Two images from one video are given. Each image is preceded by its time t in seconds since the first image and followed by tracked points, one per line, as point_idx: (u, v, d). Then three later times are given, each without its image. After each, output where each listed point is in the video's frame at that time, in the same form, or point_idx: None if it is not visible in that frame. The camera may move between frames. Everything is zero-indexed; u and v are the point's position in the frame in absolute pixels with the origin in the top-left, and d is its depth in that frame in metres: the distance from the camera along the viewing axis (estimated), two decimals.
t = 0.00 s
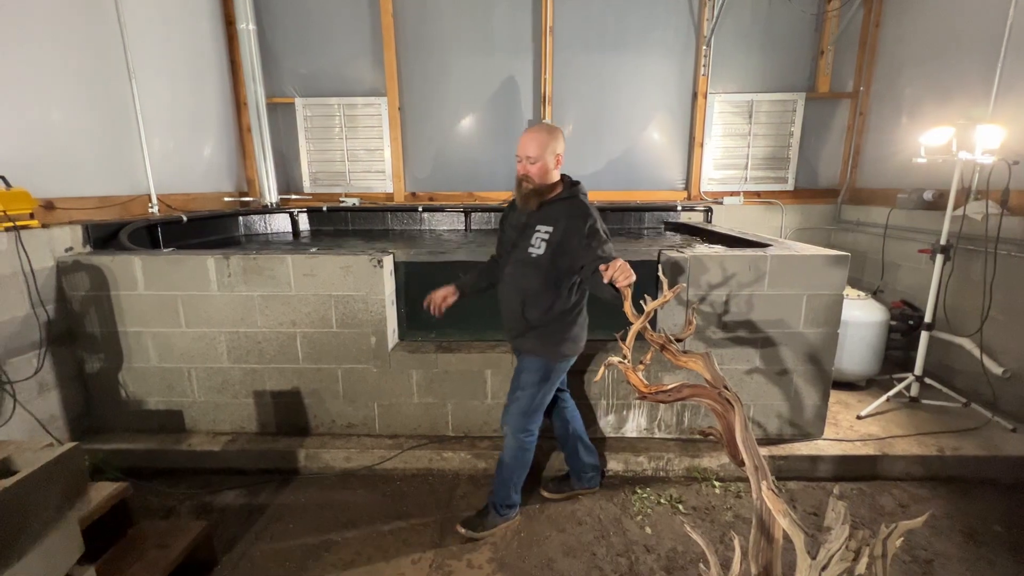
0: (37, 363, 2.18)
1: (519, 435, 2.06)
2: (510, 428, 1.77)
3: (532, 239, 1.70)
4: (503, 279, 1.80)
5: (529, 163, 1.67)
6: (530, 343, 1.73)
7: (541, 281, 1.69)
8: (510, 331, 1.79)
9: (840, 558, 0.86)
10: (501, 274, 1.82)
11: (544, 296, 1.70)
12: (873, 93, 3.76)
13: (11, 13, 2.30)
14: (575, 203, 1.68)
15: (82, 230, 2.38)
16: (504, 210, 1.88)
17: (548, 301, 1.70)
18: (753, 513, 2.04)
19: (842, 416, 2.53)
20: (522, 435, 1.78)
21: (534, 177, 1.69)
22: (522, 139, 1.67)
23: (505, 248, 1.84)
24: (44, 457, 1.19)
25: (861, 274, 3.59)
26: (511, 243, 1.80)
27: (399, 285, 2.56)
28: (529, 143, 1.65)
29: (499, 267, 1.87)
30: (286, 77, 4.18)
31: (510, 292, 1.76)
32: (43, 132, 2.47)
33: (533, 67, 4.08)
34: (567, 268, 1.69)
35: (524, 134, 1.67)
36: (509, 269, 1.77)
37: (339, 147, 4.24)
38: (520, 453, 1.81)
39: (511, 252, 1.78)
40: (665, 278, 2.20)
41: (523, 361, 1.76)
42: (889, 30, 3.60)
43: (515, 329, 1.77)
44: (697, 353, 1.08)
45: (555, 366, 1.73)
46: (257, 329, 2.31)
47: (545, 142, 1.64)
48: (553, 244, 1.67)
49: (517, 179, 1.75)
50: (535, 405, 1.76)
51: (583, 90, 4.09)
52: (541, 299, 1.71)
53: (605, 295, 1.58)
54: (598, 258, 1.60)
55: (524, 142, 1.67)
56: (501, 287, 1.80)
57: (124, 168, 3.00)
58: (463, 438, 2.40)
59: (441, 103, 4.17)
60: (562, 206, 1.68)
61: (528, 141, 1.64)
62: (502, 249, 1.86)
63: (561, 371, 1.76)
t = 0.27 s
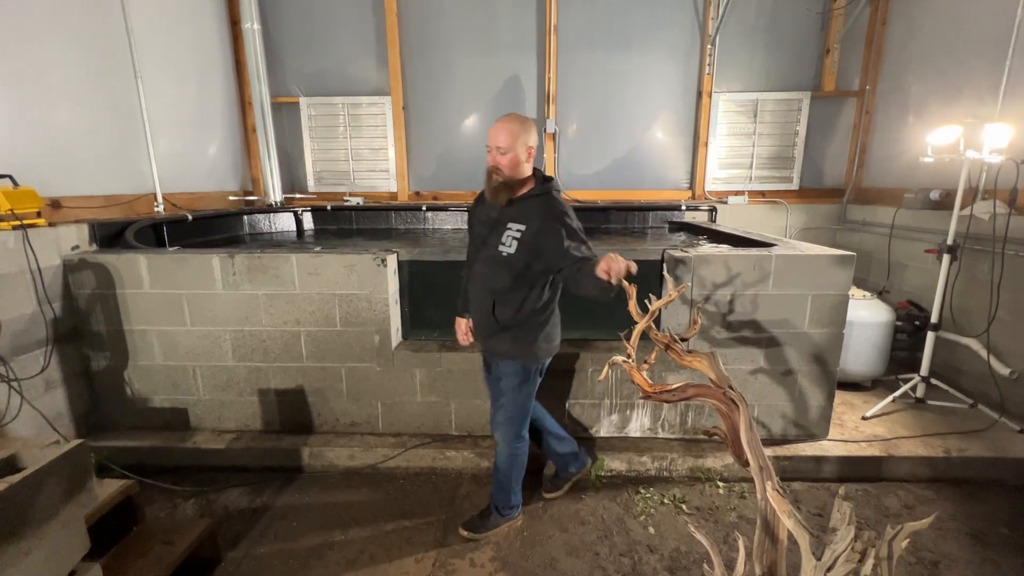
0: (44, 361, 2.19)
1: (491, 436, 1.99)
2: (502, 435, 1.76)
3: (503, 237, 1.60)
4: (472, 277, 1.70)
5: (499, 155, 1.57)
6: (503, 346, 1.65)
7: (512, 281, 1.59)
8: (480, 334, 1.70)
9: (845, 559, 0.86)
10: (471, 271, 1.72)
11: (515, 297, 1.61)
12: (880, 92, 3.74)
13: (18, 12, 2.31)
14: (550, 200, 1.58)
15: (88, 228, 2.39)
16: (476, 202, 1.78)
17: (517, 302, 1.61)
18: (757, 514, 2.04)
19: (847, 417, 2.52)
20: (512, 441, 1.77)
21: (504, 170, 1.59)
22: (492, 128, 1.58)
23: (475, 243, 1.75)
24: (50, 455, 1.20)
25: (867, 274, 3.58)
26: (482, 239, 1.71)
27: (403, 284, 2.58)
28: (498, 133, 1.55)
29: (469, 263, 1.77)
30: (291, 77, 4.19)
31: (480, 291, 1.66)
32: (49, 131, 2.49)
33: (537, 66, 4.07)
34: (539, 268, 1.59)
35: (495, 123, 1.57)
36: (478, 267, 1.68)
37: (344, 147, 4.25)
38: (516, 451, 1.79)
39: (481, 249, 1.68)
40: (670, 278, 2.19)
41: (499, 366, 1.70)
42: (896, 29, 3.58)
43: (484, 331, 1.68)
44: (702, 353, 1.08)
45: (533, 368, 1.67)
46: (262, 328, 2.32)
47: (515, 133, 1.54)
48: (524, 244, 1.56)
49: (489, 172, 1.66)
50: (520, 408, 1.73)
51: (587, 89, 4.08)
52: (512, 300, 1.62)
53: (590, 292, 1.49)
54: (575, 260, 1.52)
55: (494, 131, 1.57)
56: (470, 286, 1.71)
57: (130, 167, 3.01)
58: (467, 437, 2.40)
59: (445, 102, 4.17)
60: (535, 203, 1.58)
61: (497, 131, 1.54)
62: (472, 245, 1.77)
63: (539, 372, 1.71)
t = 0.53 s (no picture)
0: (54, 357, 2.22)
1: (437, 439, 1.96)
2: (497, 440, 1.74)
3: (483, 241, 1.63)
4: (455, 280, 1.73)
5: (475, 155, 1.56)
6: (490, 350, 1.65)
7: (495, 283, 1.63)
8: (465, 337, 1.71)
9: (851, 561, 0.85)
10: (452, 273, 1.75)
11: (496, 299, 1.63)
12: (889, 90, 3.71)
13: (29, 13, 2.34)
14: (525, 202, 1.59)
15: (98, 226, 2.42)
16: (456, 202, 1.79)
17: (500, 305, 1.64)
18: (762, 515, 2.03)
19: (855, 418, 2.50)
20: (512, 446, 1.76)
21: (481, 170, 1.58)
22: (467, 129, 1.57)
23: (455, 245, 1.76)
24: (61, 450, 1.21)
25: (875, 274, 3.55)
26: (460, 241, 1.72)
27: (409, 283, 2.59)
28: (473, 133, 1.54)
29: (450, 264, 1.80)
30: (298, 76, 4.21)
31: (463, 294, 1.69)
32: (60, 131, 2.51)
33: (543, 65, 4.06)
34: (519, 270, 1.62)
35: (469, 123, 1.56)
36: (461, 270, 1.71)
37: (350, 145, 4.26)
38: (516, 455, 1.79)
39: (462, 252, 1.71)
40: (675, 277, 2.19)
41: (488, 371, 1.68)
42: (906, 27, 3.54)
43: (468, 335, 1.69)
44: (708, 353, 1.07)
45: (521, 370, 1.66)
46: (268, 326, 2.33)
47: (490, 132, 1.53)
48: (504, 247, 1.59)
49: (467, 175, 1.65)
50: (513, 411, 1.72)
51: (593, 88, 4.07)
52: (494, 303, 1.64)
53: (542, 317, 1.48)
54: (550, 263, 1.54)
55: (469, 132, 1.56)
56: (453, 288, 1.74)
57: (139, 165, 3.04)
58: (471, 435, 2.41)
59: (451, 101, 4.18)
60: (512, 205, 1.59)
61: (472, 131, 1.53)
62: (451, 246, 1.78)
63: (528, 374, 1.70)
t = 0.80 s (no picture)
0: (69, 353, 2.25)
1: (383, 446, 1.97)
2: (487, 445, 1.77)
3: (454, 242, 1.64)
4: (427, 281, 1.73)
5: (446, 156, 1.58)
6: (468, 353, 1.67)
7: (467, 284, 1.64)
8: (439, 340, 1.71)
9: (863, 563, 0.85)
10: (423, 273, 1.75)
11: (470, 300, 1.65)
12: (903, 88, 3.67)
13: (44, 13, 2.37)
14: (495, 203, 1.60)
15: (112, 224, 2.45)
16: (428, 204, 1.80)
17: (472, 306, 1.65)
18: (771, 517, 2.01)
19: (865, 420, 2.48)
20: (502, 447, 1.77)
21: (451, 171, 1.59)
22: (437, 129, 1.58)
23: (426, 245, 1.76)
24: (78, 444, 1.24)
25: (888, 274, 3.52)
26: (430, 241, 1.72)
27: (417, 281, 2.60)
28: (443, 135, 1.55)
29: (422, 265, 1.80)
30: (308, 75, 4.23)
31: (434, 295, 1.70)
32: (75, 130, 2.54)
33: (552, 64, 4.05)
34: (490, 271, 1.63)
35: (439, 124, 1.58)
36: (431, 271, 1.71)
37: (359, 144, 4.28)
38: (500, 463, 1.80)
39: (432, 252, 1.70)
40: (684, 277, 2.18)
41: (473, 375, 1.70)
42: (921, 24, 3.50)
43: (444, 338, 1.70)
44: (717, 353, 1.07)
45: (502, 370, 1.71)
46: (278, 323, 2.35)
47: (461, 133, 1.54)
48: (475, 248, 1.61)
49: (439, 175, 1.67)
50: (497, 411, 1.74)
51: (602, 87, 4.06)
52: (466, 304, 1.65)
53: (478, 357, 1.57)
54: (517, 266, 1.55)
55: (439, 133, 1.58)
56: (424, 290, 1.74)
57: (152, 164, 3.07)
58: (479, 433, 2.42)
59: (460, 100, 4.18)
60: (483, 206, 1.61)
61: (442, 132, 1.55)
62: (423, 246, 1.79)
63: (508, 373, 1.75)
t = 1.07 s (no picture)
0: (89, 346, 2.30)
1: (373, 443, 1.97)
2: (466, 444, 1.75)
3: (415, 235, 1.61)
4: (388, 274, 1.71)
5: (405, 149, 1.56)
6: (428, 350, 1.66)
7: (428, 278, 1.62)
8: (402, 335, 1.69)
9: (879, 565, 0.86)
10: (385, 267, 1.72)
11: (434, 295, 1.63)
12: (924, 85, 3.61)
13: (65, 13, 2.41)
14: (457, 197, 1.58)
15: (131, 220, 2.49)
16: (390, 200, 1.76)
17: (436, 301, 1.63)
18: (783, 518, 2.00)
19: (881, 422, 2.44)
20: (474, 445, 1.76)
21: (411, 164, 1.58)
22: (395, 123, 1.57)
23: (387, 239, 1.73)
24: (99, 435, 1.26)
25: (905, 274, 3.46)
26: (392, 235, 1.69)
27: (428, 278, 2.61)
28: (402, 129, 1.54)
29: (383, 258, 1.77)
30: (322, 73, 4.26)
31: (395, 290, 1.68)
32: (95, 128, 2.59)
33: (564, 61, 4.04)
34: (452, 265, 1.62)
35: (398, 118, 1.56)
36: (392, 264, 1.68)
37: (372, 142, 4.30)
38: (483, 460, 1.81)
39: (393, 246, 1.68)
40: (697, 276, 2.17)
41: (433, 372, 1.68)
42: (943, 19, 3.43)
43: (407, 333, 1.68)
44: (731, 352, 1.06)
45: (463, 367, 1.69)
46: (292, 319, 2.38)
47: (419, 127, 1.53)
48: (436, 241, 1.58)
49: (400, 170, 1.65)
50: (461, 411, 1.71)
51: (615, 84, 4.04)
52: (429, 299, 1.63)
53: (489, 355, 1.62)
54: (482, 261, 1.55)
55: (397, 127, 1.56)
56: (387, 284, 1.71)
57: (169, 161, 3.12)
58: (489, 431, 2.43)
59: (472, 98, 4.18)
60: (444, 200, 1.58)
61: (400, 127, 1.53)
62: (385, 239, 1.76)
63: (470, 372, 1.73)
